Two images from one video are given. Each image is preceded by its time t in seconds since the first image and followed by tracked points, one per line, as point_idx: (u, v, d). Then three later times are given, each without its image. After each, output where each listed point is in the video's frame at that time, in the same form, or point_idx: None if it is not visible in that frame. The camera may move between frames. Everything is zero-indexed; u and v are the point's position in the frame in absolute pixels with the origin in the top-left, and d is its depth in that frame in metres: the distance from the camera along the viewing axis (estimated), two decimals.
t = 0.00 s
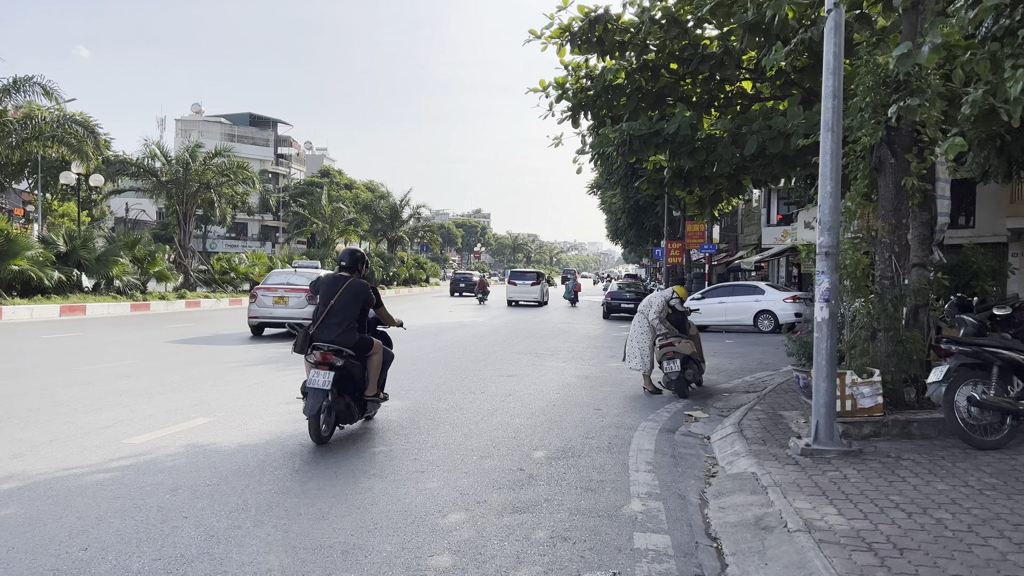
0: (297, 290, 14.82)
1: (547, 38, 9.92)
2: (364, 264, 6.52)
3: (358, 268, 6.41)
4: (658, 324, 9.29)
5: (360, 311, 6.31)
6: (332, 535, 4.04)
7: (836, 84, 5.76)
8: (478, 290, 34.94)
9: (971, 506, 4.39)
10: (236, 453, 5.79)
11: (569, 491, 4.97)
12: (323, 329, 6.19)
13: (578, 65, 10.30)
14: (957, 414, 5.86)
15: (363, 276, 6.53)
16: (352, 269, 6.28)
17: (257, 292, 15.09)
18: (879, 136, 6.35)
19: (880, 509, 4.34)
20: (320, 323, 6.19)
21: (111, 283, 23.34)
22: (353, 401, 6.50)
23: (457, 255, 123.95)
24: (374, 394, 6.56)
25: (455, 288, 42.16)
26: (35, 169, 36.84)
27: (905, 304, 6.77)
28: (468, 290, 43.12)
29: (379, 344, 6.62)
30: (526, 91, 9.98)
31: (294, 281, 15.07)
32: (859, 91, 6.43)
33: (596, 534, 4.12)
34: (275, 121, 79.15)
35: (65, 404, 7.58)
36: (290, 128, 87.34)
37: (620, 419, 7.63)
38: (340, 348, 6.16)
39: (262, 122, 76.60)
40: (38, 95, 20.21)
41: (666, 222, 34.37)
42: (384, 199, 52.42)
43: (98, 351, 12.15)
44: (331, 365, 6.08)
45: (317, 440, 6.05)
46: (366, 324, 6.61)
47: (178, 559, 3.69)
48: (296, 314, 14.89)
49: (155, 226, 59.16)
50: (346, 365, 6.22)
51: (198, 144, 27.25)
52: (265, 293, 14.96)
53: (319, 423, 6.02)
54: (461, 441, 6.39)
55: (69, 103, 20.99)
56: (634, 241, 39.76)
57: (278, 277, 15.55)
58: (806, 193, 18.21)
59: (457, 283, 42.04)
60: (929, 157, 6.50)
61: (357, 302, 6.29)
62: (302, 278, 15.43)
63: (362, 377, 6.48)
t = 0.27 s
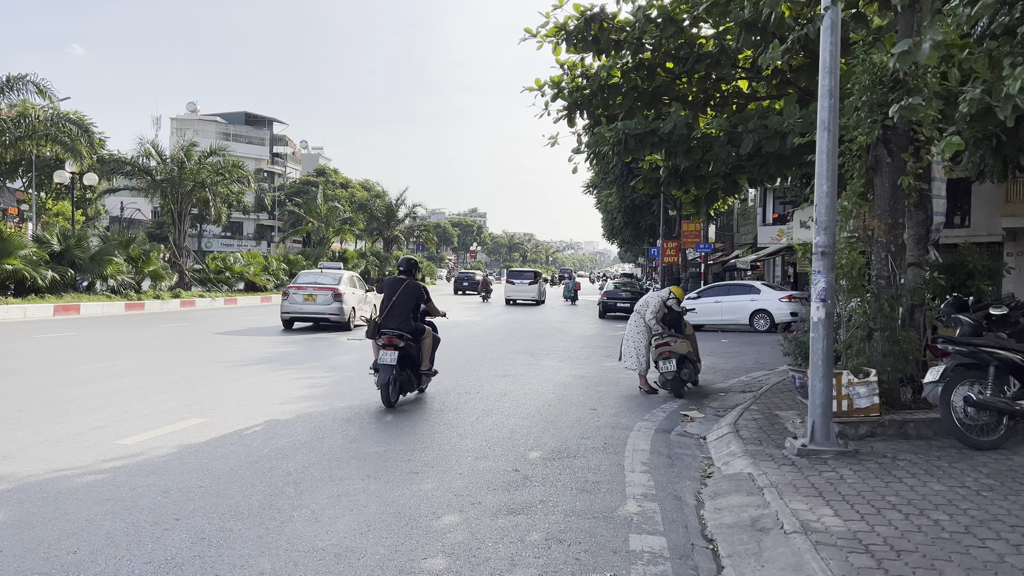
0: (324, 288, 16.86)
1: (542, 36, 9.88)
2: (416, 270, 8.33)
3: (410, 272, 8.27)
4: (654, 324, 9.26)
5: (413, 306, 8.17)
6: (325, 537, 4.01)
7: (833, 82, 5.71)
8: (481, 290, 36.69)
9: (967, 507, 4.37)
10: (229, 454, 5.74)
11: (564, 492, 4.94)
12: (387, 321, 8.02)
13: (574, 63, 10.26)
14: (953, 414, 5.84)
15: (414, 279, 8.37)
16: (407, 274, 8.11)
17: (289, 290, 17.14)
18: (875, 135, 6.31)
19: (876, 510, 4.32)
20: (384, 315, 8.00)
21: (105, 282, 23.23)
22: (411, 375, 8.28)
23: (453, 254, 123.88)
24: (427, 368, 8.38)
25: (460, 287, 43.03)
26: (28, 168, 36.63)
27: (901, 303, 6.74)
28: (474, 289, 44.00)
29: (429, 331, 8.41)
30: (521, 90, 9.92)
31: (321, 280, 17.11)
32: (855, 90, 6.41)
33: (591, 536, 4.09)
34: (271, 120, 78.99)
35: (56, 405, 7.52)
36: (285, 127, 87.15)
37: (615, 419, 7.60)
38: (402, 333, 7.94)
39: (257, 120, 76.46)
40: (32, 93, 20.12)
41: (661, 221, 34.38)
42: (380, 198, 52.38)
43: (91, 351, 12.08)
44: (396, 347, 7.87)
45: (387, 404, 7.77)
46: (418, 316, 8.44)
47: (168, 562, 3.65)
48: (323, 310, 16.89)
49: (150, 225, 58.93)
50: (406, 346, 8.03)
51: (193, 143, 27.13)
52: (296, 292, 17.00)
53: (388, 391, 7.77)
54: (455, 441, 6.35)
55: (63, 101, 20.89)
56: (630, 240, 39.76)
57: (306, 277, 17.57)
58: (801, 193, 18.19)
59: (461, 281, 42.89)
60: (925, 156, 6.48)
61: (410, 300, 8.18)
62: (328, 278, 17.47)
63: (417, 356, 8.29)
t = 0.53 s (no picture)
0: (346, 286, 18.91)
1: (539, 34, 9.84)
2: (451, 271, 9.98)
3: (446, 273, 9.98)
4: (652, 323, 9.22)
5: (450, 301, 9.89)
6: (323, 537, 3.98)
7: (832, 80, 5.70)
8: (482, 287, 38.14)
9: (969, 507, 4.34)
10: (225, 454, 5.70)
11: (562, 491, 4.91)
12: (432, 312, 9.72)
13: (571, 61, 10.22)
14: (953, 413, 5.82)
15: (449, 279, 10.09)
16: (446, 274, 9.80)
17: (314, 288, 19.17)
18: (874, 133, 6.29)
19: (877, 510, 4.29)
20: (429, 308, 9.69)
21: (99, 281, 23.13)
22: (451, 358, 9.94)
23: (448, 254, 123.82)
24: (464, 351, 10.03)
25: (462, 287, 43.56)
26: (22, 167, 36.45)
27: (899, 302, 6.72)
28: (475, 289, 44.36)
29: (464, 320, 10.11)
30: (518, 88, 9.88)
31: (342, 279, 19.13)
32: (854, 88, 6.39)
33: (591, 536, 4.06)
34: (266, 119, 78.80)
35: (50, 404, 7.46)
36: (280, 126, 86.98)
37: (613, 418, 7.58)
38: (443, 322, 9.59)
39: (253, 120, 76.43)
40: (26, 92, 20.03)
41: (658, 221, 34.39)
42: (376, 197, 52.33)
43: (85, 350, 12.01)
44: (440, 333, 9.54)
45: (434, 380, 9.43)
46: (453, 308, 10.17)
47: (164, 563, 3.60)
48: (344, 306, 18.89)
49: (144, 224, 58.70)
50: (448, 332, 9.71)
51: (188, 142, 27.03)
52: (321, 289, 19.00)
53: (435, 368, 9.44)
54: (452, 441, 6.31)
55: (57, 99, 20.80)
56: (627, 240, 39.74)
57: (329, 276, 19.53)
58: (798, 192, 18.21)
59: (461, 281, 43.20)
60: (923, 154, 6.46)
61: (447, 295, 9.93)
62: (348, 277, 19.47)
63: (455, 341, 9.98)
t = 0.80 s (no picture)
0: (362, 284, 20.29)
1: (535, 31, 9.81)
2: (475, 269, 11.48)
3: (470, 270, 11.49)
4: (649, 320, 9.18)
5: (474, 294, 11.45)
6: (318, 534, 3.93)
7: (830, 75, 5.68)
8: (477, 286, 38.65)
9: (968, 503, 4.33)
10: (219, 451, 5.65)
11: (560, 488, 4.87)
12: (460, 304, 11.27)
13: (567, 58, 10.19)
14: (951, 409, 5.81)
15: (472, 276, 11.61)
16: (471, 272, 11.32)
17: (331, 286, 20.53)
18: (871, 129, 6.28)
19: (877, 506, 4.28)
20: (457, 300, 11.25)
21: (92, 279, 23.02)
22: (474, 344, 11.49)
23: (443, 253, 123.71)
24: (486, 338, 11.58)
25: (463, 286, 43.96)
26: (14, 165, 36.23)
27: (897, 299, 6.72)
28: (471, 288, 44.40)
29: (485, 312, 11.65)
30: (514, 84, 9.84)
31: (358, 277, 20.50)
32: (852, 83, 6.38)
33: (589, 532, 4.03)
34: (260, 118, 78.57)
35: (43, 402, 7.40)
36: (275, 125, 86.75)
37: (609, 415, 7.55)
38: (469, 313, 11.17)
39: (247, 118, 76.22)
40: (18, 88, 19.91)
41: (653, 219, 34.38)
42: (370, 196, 52.24)
43: (78, 348, 11.93)
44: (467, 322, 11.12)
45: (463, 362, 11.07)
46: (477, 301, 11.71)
47: (157, 560, 3.55)
48: (361, 302, 20.28)
49: (137, 223, 58.44)
50: (474, 321, 11.32)
51: (182, 139, 26.91)
52: (338, 287, 20.34)
53: (463, 353, 11.07)
54: (448, 438, 6.27)
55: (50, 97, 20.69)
56: (621, 239, 39.72)
57: (346, 274, 20.85)
58: (793, 190, 18.22)
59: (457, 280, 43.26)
60: (921, 150, 6.45)
61: (471, 289, 11.46)
62: (364, 275, 20.83)
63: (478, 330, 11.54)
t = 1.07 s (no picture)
0: (372, 283, 22.05)
1: (527, 29, 9.78)
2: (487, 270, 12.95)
3: (482, 272, 13.01)
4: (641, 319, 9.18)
5: (486, 293, 13.01)
6: (306, 535, 3.90)
7: (821, 74, 5.67)
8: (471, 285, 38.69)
9: (958, 502, 4.33)
10: (207, 452, 5.60)
11: (550, 488, 4.85)
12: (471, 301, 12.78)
13: (559, 57, 10.16)
14: (941, 409, 5.80)
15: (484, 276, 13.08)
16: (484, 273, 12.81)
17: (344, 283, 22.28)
18: (862, 128, 6.28)
19: (867, 505, 4.27)
20: (471, 298, 12.80)
21: (83, 278, 22.90)
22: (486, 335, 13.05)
23: (436, 252, 123.58)
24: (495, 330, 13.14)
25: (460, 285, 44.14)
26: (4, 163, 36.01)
27: (887, 298, 6.72)
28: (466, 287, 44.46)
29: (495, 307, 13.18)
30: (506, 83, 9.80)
31: (369, 276, 22.20)
32: (843, 82, 6.37)
33: (578, 532, 4.01)
34: (253, 117, 78.31)
35: (30, 402, 7.34)
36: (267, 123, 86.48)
37: (600, 414, 7.54)
38: (482, 308, 12.73)
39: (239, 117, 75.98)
40: (7, 86, 19.77)
41: (646, 219, 34.40)
42: (363, 195, 52.14)
43: (68, 348, 11.85)
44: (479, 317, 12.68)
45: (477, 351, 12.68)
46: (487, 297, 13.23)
47: (141, 562, 3.51)
48: (371, 299, 22.00)
49: (129, 222, 58.17)
50: (485, 315, 12.87)
51: (173, 138, 26.78)
52: (351, 285, 22.13)
53: (476, 343, 12.62)
54: (439, 438, 6.24)
55: (39, 94, 20.55)
56: (615, 238, 39.73)
57: (358, 273, 22.58)
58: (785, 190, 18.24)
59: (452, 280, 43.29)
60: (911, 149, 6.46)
61: (483, 287, 12.99)
62: (375, 274, 22.48)
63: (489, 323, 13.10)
